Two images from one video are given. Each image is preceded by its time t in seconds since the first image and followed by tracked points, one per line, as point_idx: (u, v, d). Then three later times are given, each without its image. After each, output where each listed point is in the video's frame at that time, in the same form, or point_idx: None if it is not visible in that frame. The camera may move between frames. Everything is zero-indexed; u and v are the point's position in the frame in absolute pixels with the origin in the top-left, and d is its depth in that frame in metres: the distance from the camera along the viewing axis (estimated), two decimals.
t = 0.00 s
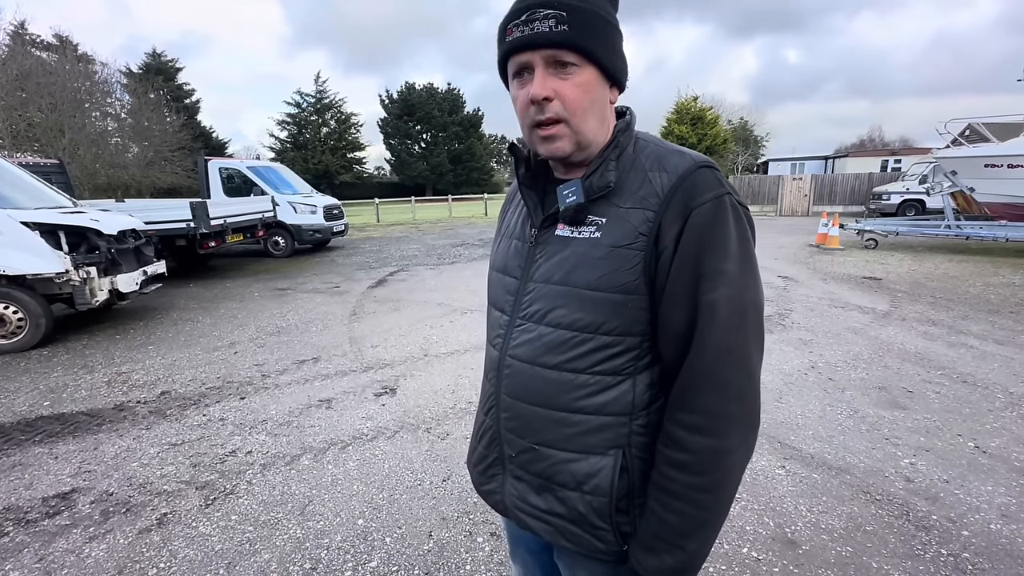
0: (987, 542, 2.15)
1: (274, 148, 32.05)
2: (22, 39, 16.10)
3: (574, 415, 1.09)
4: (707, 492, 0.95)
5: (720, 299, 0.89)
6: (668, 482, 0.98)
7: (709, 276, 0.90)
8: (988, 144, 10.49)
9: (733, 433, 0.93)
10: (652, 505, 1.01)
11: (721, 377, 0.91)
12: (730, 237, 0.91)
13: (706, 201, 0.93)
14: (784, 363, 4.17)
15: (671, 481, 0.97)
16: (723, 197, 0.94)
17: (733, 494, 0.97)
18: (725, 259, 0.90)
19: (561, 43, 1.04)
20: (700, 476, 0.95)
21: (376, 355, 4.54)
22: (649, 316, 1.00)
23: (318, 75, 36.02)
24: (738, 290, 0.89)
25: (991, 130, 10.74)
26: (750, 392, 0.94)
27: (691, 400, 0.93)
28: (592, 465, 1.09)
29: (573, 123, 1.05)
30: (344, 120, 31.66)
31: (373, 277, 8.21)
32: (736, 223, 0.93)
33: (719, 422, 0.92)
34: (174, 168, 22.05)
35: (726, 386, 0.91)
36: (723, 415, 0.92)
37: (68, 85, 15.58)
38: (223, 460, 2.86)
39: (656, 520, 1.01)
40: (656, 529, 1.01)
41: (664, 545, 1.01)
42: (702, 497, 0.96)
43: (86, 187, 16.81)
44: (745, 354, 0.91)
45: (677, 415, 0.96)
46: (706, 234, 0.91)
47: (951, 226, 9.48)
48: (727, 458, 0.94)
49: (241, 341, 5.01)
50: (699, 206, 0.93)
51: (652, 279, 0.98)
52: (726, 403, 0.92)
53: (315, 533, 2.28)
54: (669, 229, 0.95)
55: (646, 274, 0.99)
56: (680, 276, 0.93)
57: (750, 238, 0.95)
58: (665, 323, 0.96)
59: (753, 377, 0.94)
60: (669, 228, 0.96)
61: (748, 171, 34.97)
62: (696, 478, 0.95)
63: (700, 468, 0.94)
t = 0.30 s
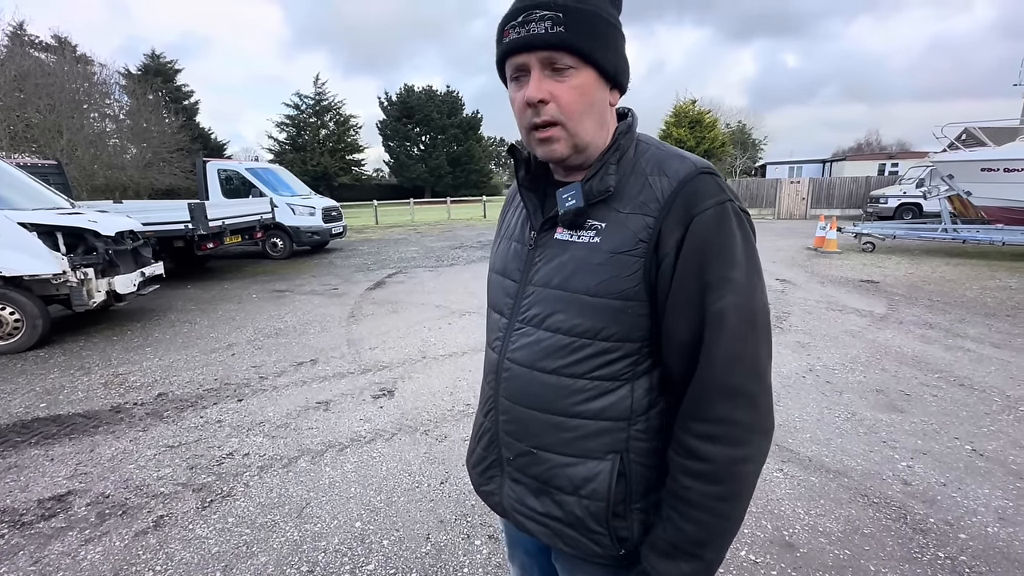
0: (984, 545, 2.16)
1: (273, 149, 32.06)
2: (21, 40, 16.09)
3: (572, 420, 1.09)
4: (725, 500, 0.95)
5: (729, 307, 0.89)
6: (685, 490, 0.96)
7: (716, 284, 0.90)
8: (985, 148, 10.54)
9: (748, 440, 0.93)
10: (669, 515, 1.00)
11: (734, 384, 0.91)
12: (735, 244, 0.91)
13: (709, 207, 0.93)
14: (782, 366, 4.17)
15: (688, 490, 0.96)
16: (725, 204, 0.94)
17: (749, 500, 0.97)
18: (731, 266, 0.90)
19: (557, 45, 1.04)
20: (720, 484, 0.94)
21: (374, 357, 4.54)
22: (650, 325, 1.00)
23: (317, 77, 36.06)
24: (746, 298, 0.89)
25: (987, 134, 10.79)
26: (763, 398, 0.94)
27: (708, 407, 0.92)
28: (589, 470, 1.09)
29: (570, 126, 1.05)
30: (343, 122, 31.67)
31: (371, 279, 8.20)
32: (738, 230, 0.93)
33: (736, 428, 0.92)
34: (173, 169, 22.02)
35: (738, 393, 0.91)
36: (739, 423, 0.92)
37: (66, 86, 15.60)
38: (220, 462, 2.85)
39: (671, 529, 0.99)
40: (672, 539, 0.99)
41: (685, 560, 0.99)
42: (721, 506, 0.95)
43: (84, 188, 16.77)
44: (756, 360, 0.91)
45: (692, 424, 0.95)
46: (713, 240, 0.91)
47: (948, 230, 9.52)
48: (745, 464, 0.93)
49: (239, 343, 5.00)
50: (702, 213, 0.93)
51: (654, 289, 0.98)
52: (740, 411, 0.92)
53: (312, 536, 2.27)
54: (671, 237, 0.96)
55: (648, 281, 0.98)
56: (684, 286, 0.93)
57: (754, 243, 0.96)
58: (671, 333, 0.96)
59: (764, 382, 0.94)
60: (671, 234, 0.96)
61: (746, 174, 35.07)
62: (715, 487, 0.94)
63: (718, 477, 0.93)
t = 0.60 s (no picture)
0: (981, 549, 2.16)
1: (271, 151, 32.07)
2: (19, 41, 16.09)
3: (561, 422, 1.09)
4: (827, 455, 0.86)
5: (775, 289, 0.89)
6: (797, 446, 0.86)
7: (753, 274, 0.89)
8: (981, 152, 10.59)
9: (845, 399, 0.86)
10: (769, 471, 0.88)
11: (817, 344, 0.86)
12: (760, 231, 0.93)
13: (718, 210, 0.93)
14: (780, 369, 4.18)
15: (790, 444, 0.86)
16: (732, 202, 0.95)
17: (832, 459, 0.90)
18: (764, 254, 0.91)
19: (522, 62, 1.05)
20: (836, 440, 0.86)
21: (372, 359, 4.53)
22: (653, 331, 1.00)
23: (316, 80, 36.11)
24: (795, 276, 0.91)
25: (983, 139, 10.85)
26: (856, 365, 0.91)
27: (830, 364, 0.85)
28: (577, 471, 1.09)
29: (540, 139, 1.06)
30: (341, 124, 31.70)
31: (370, 282, 8.20)
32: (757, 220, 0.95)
33: (850, 386, 0.86)
34: (170, 171, 22.00)
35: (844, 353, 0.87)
36: (852, 381, 0.86)
37: (65, 88, 15.62)
38: (217, 465, 2.84)
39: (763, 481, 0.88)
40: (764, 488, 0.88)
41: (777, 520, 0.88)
42: (829, 464, 0.86)
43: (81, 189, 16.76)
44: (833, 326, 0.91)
45: (797, 382, 0.87)
46: (741, 235, 0.91)
47: (945, 233, 9.55)
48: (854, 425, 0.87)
49: (236, 345, 4.99)
50: (712, 215, 0.93)
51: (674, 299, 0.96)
52: (851, 370, 0.87)
53: (309, 539, 2.26)
54: (676, 245, 0.94)
55: (643, 292, 0.98)
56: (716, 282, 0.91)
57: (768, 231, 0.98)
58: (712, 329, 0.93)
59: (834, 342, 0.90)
60: (677, 238, 0.95)
61: (744, 178, 35.17)
62: (831, 443, 0.86)
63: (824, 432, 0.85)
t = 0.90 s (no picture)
0: (978, 553, 2.16)
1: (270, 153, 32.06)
2: (18, 42, 16.10)
3: (555, 423, 1.09)
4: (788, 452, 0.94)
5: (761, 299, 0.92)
6: (764, 442, 0.93)
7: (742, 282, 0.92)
8: (977, 157, 10.63)
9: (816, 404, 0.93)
10: (734, 459, 0.96)
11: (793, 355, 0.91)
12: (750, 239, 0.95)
13: (709, 219, 0.94)
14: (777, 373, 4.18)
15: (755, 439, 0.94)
16: (725, 209, 0.96)
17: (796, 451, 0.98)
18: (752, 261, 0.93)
19: (515, 67, 1.05)
20: (800, 439, 0.93)
21: (370, 362, 4.52)
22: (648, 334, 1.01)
23: (315, 82, 36.19)
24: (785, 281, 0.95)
25: (979, 144, 10.91)
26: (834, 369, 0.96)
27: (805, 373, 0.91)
28: (569, 471, 1.09)
29: (535, 143, 1.06)
30: (340, 127, 31.73)
31: (368, 284, 8.19)
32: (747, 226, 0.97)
33: (824, 392, 0.92)
34: (168, 172, 21.99)
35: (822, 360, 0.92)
36: (825, 388, 0.92)
37: (63, 89, 15.59)
38: (214, 468, 2.83)
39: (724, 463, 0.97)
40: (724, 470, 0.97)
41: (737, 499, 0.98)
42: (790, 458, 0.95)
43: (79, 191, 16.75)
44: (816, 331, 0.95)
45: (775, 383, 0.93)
46: (738, 243, 0.93)
47: (941, 237, 9.58)
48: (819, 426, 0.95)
49: (233, 347, 4.98)
50: (704, 225, 0.94)
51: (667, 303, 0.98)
52: (826, 377, 0.92)
53: (306, 542, 2.26)
54: (668, 255, 0.96)
55: (638, 296, 0.99)
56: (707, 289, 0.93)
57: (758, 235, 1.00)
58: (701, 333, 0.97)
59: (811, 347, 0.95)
60: (671, 246, 0.96)
61: (742, 182, 35.27)
62: (795, 441, 0.93)
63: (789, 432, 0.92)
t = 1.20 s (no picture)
0: (975, 557, 2.17)
1: (269, 155, 32.06)
2: (18, 44, 16.13)
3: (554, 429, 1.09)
4: (697, 489, 0.99)
5: (717, 324, 0.93)
6: (662, 473, 0.99)
7: (708, 301, 0.93)
8: (974, 162, 10.68)
9: (735, 448, 0.97)
10: (637, 486, 1.02)
11: (730, 395, 0.94)
12: (725, 262, 0.95)
13: (698, 230, 0.95)
14: (775, 377, 4.18)
15: (663, 469, 0.99)
16: (714, 224, 0.97)
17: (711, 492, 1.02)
18: (723, 282, 0.94)
19: (513, 79, 1.06)
20: (702, 478, 0.98)
21: (367, 365, 4.52)
22: (642, 341, 1.02)
23: (314, 85, 36.25)
24: (731, 313, 0.94)
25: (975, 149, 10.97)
26: (751, 411, 0.97)
27: (705, 409, 0.95)
28: (566, 477, 1.10)
29: (537, 149, 1.06)
30: (339, 129, 31.78)
31: (366, 286, 8.18)
32: (727, 248, 0.97)
33: (731, 439, 0.96)
34: (167, 174, 21.97)
35: (731, 401, 0.94)
36: (729, 428, 0.95)
37: (62, 90, 15.57)
38: (210, 470, 2.82)
39: (633, 486, 1.03)
40: (630, 493, 1.03)
41: (640, 525, 1.04)
42: (690, 494, 0.99)
43: (76, 192, 16.73)
44: (744, 368, 0.95)
45: (682, 415, 0.97)
46: (700, 262, 0.94)
47: (938, 242, 9.62)
48: (726, 465, 0.98)
49: (231, 349, 4.97)
50: (690, 237, 0.95)
51: (647, 309, 1.00)
52: (732, 418, 0.95)
53: (303, 546, 2.25)
54: (663, 263, 0.97)
55: (634, 302, 1.00)
56: (676, 301, 0.95)
57: (739, 261, 1.00)
58: (660, 344, 0.99)
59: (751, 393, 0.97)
60: (663, 257, 0.97)
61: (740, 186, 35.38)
62: (695, 477, 0.98)
63: (700, 469, 0.97)
